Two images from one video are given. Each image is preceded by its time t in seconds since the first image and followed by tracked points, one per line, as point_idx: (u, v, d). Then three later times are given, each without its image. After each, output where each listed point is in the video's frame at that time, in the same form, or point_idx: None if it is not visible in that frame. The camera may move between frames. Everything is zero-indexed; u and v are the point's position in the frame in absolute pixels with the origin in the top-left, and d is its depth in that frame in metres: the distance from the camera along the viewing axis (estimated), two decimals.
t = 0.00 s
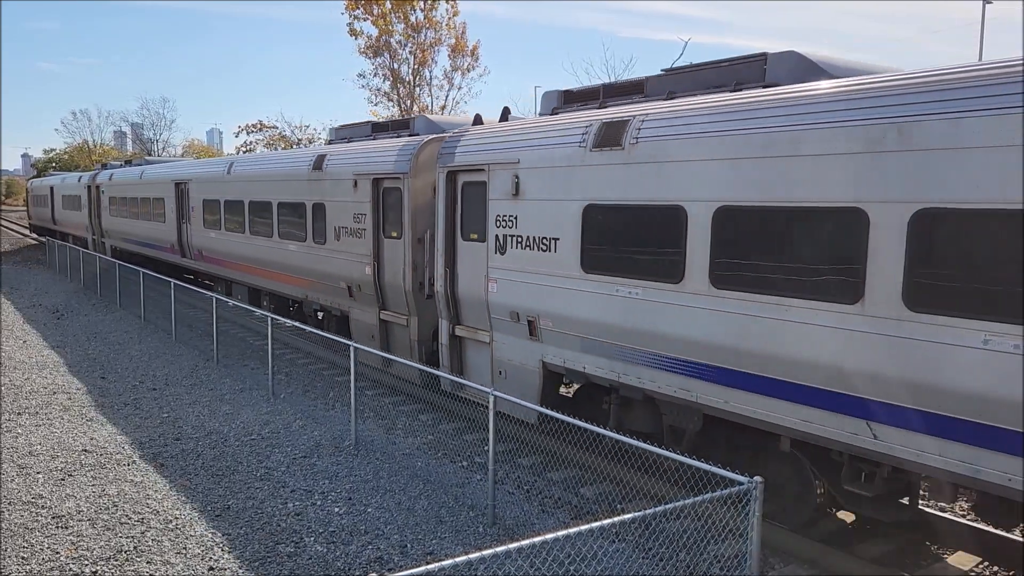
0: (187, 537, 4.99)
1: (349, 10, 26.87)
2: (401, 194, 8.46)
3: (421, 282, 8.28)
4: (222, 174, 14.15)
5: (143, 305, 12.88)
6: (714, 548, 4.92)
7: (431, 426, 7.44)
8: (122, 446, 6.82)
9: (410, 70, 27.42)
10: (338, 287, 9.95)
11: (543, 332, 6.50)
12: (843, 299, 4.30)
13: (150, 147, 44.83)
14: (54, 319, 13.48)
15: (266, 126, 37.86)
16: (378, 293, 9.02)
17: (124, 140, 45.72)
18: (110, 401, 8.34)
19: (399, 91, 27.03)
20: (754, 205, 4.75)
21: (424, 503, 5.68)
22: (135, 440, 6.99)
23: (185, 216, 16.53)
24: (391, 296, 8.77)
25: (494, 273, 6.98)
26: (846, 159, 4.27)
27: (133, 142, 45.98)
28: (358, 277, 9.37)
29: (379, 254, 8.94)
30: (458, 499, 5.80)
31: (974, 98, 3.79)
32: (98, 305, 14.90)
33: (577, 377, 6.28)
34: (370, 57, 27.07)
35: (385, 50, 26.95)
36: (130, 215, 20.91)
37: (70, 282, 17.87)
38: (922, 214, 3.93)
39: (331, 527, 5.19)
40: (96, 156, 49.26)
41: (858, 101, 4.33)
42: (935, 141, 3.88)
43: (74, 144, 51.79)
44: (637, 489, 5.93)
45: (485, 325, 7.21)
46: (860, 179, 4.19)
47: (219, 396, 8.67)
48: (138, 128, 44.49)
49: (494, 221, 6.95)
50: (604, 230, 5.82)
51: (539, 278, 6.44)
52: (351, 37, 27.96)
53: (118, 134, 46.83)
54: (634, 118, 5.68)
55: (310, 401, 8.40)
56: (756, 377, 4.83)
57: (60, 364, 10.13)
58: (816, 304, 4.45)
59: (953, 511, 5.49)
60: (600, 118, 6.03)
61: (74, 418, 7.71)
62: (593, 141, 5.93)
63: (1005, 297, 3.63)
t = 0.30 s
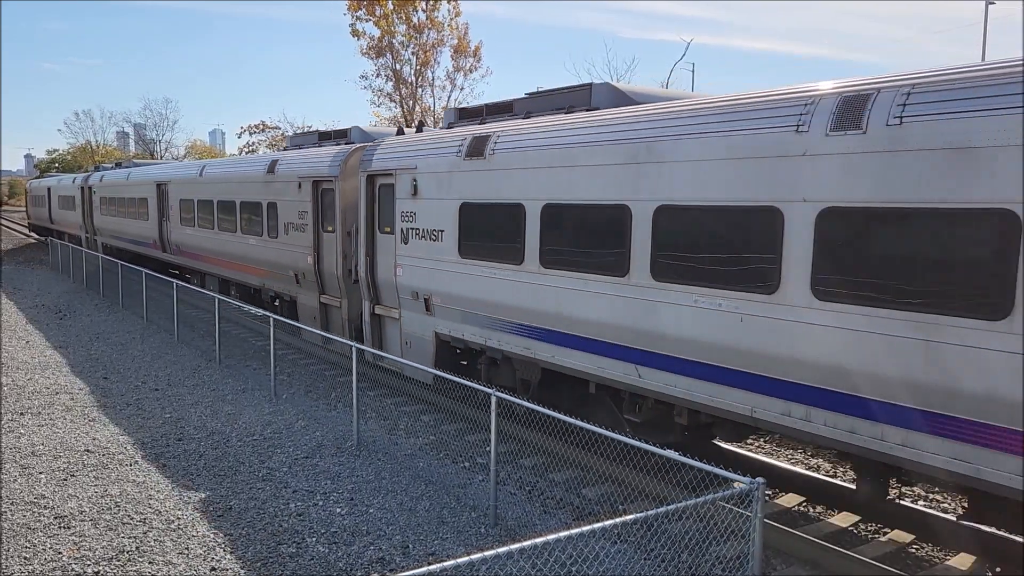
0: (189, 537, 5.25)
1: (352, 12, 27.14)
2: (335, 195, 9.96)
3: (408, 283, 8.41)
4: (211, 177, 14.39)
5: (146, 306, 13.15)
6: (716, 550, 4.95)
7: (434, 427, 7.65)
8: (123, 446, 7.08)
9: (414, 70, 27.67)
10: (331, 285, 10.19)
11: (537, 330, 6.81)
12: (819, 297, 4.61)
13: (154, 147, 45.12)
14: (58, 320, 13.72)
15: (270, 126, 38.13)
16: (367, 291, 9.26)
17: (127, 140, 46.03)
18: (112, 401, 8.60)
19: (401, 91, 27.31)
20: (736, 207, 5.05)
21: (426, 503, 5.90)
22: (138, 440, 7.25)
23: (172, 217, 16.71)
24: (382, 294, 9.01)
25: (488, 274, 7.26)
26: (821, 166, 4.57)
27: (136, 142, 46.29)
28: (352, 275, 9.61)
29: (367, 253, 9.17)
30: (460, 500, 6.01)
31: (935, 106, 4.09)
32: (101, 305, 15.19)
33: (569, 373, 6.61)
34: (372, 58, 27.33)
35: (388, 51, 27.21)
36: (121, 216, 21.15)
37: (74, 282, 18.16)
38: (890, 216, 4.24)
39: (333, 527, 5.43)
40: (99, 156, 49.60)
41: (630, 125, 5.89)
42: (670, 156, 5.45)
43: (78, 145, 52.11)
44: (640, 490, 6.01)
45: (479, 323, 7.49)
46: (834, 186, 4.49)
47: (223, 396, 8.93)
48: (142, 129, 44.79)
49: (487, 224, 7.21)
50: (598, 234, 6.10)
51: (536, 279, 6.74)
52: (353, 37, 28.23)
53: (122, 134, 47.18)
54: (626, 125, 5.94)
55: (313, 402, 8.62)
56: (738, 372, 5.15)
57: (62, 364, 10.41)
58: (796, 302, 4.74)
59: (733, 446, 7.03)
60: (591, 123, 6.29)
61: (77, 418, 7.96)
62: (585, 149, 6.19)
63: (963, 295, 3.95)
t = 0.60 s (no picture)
0: (191, 537, 5.25)
1: (354, 12, 27.17)
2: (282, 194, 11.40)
3: (412, 284, 8.50)
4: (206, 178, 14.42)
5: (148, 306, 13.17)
6: (719, 550, 4.94)
7: (436, 428, 7.65)
8: (126, 447, 7.08)
9: (416, 71, 27.68)
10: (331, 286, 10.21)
11: (541, 331, 6.92)
12: (824, 296, 4.67)
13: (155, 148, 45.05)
14: (60, 320, 13.73)
15: (273, 126, 38.14)
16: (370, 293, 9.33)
17: (129, 141, 46.01)
18: (115, 401, 8.61)
19: (403, 92, 27.32)
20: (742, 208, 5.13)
21: (428, 504, 5.91)
22: (141, 440, 7.26)
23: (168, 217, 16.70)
24: (383, 296, 9.08)
25: (494, 276, 7.36)
26: (827, 167, 4.65)
27: (138, 143, 46.31)
28: (354, 276, 9.66)
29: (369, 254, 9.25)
30: (462, 500, 6.01)
31: (938, 109, 4.18)
32: (104, 306, 15.20)
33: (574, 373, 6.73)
34: (375, 58, 27.34)
35: (390, 51, 27.22)
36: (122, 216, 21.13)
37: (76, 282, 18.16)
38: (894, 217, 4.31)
39: (336, 528, 5.43)
40: (102, 157, 49.66)
41: (494, 142, 7.35)
42: (506, 169, 7.14)
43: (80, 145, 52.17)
44: (642, 491, 6.01)
45: (484, 325, 7.59)
46: (839, 187, 4.57)
47: (225, 396, 8.94)
48: (145, 130, 44.80)
49: (493, 225, 7.31)
50: (606, 235, 6.19)
51: (542, 280, 6.83)
52: (355, 38, 28.23)
53: (124, 134, 47.10)
54: (635, 128, 6.04)
55: (315, 402, 8.62)
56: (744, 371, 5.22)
57: (64, 364, 10.43)
58: (802, 301, 4.81)
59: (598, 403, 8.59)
60: (599, 125, 6.39)
61: (80, 418, 7.97)
62: (594, 151, 6.29)
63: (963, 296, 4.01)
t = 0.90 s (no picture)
0: (194, 537, 5.26)
1: (357, 13, 27.21)
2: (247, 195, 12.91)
3: (420, 283, 8.58)
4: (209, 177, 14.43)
5: (151, 306, 13.17)
6: (721, 551, 4.94)
7: (439, 428, 7.66)
8: (129, 447, 7.08)
9: (418, 71, 27.69)
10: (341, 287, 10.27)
11: (545, 331, 7.00)
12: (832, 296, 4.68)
13: (158, 148, 45.08)
14: (63, 320, 13.73)
15: (276, 126, 38.15)
16: (377, 293, 9.39)
17: (132, 141, 46.07)
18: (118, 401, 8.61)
19: (405, 92, 27.35)
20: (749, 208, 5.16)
21: (431, 504, 5.91)
22: (144, 440, 7.27)
23: (171, 217, 16.70)
24: (390, 295, 9.15)
25: (499, 276, 7.44)
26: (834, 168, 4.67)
27: (141, 143, 46.36)
28: (362, 275, 9.69)
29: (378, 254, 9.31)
30: (465, 500, 6.01)
31: (945, 110, 4.20)
32: (106, 305, 15.21)
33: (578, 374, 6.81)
34: (377, 58, 27.37)
35: (393, 52, 27.24)
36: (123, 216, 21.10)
37: (79, 282, 18.16)
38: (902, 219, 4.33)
39: (339, 528, 5.44)
40: (105, 157, 49.72)
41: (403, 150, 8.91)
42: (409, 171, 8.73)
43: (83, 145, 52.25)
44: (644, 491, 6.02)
45: (489, 325, 7.67)
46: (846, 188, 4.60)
47: (229, 396, 8.95)
48: (147, 130, 44.83)
49: (500, 225, 7.37)
50: (612, 235, 6.24)
51: (547, 280, 6.89)
52: (358, 38, 28.24)
53: (127, 134, 47.15)
54: (638, 128, 6.09)
55: (318, 401, 8.63)
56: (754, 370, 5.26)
57: (67, 364, 10.44)
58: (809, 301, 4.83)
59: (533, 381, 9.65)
60: (605, 125, 6.43)
61: (83, 418, 7.98)
62: (601, 151, 6.33)
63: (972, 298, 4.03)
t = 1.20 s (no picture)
0: (198, 536, 5.26)
1: (360, 13, 27.22)
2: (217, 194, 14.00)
3: (421, 282, 8.55)
4: (210, 176, 14.39)
5: (155, 306, 13.18)
6: (724, 552, 4.93)
7: (442, 428, 7.67)
8: (132, 446, 7.09)
9: (421, 71, 27.70)
10: (343, 285, 10.20)
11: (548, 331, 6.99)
12: (836, 298, 4.66)
13: (161, 148, 45.13)
14: (67, 320, 13.75)
15: (279, 126, 38.17)
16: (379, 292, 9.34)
17: (136, 140, 46.15)
18: (121, 401, 8.62)
19: (409, 92, 27.35)
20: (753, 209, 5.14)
21: (433, 504, 5.91)
22: (147, 440, 7.28)
23: (171, 216, 16.63)
24: (391, 294, 9.09)
25: (501, 276, 7.41)
26: (839, 168, 4.66)
27: (145, 143, 46.42)
28: (363, 275, 9.66)
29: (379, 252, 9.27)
30: (467, 500, 6.01)
31: (948, 110, 4.19)
32: (110, 305, 15.22)
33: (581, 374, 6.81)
34: (381, 58, 27.37)
35: (397, 52, 27.25)
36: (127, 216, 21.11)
37: (83, 282, 18.19)
38: (906, 222, 4.32)
39: (341, 528, 5.43)
40: (108, 157, 49.81)
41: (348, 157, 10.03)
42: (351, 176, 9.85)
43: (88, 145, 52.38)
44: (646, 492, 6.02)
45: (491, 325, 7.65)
46: (849, 189, 4.59)
47: (232, 396, 8.96)
48: (151, 130, 44.88)
49: (503, 226, 7.37)
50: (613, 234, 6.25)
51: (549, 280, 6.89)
52: (362, 39, 28.25)
53: (131, 134, 47.24)
54: (639, 128, 6.10)
55: (321, 401, 8.64)
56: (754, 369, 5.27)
57: (71, 364, 10.45)
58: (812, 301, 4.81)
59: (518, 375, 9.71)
60: (605, 125, 6.44)
61: (87, 417, 7.99)
62: (603, 150, 6.33)
63: (976, 298, 4.01)
